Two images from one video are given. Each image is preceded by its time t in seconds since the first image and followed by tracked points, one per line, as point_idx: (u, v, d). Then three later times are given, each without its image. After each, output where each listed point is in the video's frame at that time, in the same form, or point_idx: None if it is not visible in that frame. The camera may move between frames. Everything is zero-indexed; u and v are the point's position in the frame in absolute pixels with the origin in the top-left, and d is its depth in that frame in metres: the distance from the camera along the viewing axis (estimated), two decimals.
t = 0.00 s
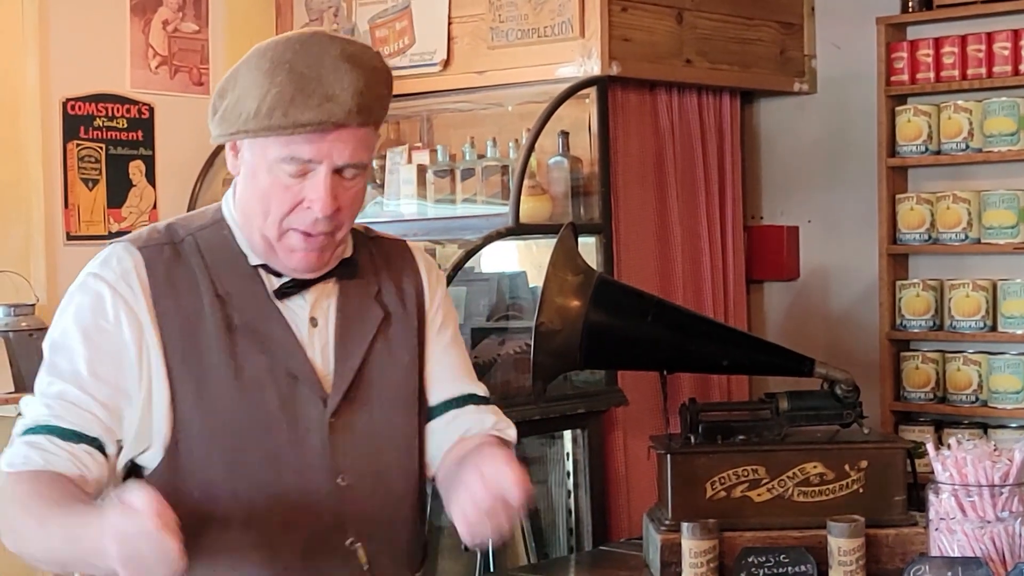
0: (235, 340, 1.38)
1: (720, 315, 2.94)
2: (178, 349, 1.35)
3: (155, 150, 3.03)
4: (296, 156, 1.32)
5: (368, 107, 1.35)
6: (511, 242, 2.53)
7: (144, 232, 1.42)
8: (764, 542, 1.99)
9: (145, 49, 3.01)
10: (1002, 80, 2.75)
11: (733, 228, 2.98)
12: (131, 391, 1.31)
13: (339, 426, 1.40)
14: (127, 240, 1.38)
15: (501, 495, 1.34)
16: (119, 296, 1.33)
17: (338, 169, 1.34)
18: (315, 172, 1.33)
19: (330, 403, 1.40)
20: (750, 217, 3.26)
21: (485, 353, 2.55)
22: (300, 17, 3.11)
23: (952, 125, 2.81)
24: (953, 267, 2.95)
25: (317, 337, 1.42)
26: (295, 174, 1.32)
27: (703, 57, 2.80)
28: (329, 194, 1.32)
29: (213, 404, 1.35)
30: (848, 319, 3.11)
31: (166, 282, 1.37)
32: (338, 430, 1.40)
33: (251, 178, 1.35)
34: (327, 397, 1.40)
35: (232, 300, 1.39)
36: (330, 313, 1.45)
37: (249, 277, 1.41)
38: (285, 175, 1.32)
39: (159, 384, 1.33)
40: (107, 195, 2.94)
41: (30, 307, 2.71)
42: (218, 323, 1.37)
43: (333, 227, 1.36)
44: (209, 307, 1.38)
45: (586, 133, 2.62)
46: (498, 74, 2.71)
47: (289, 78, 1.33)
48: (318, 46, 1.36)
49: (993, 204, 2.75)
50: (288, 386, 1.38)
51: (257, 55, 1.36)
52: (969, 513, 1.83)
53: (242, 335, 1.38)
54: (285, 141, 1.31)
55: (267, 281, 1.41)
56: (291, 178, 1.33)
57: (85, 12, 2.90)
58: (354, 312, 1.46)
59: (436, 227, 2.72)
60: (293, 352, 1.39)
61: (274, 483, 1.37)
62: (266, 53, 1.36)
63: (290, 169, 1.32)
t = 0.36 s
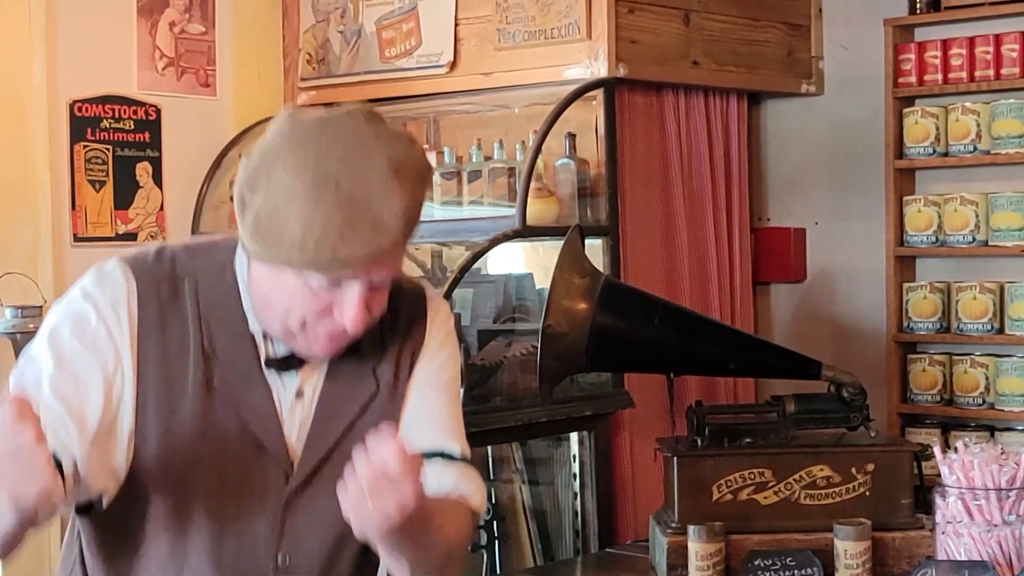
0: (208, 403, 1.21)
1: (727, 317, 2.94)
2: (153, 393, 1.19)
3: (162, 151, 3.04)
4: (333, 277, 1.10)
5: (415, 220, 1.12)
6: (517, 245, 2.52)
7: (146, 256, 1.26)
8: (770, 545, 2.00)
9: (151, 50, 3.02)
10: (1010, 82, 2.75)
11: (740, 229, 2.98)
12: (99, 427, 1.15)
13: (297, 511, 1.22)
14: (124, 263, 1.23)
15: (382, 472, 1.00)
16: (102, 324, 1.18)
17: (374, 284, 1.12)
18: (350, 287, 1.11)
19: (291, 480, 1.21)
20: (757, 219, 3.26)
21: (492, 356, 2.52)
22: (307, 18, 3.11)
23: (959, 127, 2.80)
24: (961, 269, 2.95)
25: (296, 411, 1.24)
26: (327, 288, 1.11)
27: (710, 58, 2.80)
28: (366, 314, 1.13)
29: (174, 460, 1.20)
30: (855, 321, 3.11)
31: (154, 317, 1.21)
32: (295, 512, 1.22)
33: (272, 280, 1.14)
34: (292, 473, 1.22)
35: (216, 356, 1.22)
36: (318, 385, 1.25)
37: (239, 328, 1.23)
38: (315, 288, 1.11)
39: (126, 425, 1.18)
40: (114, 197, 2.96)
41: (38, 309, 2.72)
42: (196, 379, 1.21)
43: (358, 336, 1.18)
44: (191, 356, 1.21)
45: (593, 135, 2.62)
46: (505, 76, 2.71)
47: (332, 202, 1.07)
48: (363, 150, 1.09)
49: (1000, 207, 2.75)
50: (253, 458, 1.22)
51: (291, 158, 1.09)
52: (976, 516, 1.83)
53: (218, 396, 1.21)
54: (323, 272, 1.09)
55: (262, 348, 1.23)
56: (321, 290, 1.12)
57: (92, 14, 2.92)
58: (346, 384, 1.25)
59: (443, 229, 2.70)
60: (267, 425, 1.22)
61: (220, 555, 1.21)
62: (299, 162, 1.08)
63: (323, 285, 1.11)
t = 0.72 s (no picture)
0: (216, 457, 1.21)
1: (735, 316, 2.93)
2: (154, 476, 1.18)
3: (169, 150, 3.05)
4: (281, 260, 1.12)
5: (362, 204, 1.17)
6: (523, 242, 2.52)
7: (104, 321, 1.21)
8: (778, 544, 1.99)
9: (159, 48, 3.03)
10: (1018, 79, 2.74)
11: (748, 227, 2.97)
12: (121, 515, 1.16)
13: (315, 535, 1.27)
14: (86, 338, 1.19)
15: None
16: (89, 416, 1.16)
17: (329, 274, 1.14)
18: (305, 276, 1.13)
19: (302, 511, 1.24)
20: (764, 217, 3.25)
21: (499, 354, 2.52)
22: (314, 17, 3.11)
23: (968, 125, 2.80)
24: (969, 267, 2.94)
25: (292, 441, 1.27)
26: (280, 279, 1.12)
27: (717, 56, 2.79)
28: (326, 300, 1.13)
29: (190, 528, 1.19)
30: (864, 320, 3.10)
31: (142, 399, 1.19)
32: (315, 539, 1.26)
33: (230, 291, 1.16)
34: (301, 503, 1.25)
35: (211, 409, 1.22)
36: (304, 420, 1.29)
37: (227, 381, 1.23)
38: (271, 282, 1.13)
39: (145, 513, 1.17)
40: (121, 194, 2.98)
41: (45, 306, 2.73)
42: (197, 441, 1.20)
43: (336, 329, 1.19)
44: (187, 418, 1.20)
45: (601, 133, 2.61)
46: (513, 74, 2.71)
47: (274, 189, 1.12)
48: (301, 140, 1.15)
49: (1009, 204, 2.74)
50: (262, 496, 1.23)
51: (228, 159, 1.14)
52: (984, 515, 1.82)
53: (222, 450, 1.21)
54: (271, 255, 1.11)
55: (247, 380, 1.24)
56: (275, 283, 1.12)
57: (99, 13, 2.93)
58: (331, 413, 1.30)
59: (450, 227, 2.69)
60: (270, 463, 1.23)
61: None
62: (234, 160, 1.14)
63: (276, 274, 1.12)
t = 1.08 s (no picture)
0: (203, 336, 1.29)
1: (740, 318, 2.93)
2: (153, 358, 1.27)
3: (174, 151, 3.05)
4: (191, 103, 1.30)
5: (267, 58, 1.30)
6: (529, 243, 2.53)
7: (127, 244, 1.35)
8: (783, 545, 2.00)
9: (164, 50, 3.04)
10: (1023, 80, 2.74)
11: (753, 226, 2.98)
12: (107, 395, 1.24)
13: (310, 422, 1.30)
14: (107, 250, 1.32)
15: None
16: (93, 301, 1.26)
17: (224, 116, 1.28)
18: (205, 115, 1.28)
19: (301, 395, 1.29)
20: (769, 217, 3.26)
21: (505, 355, 2.53)
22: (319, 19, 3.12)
23: (973, 126, 2.79)
24: (975, 269, 2.94)
25: (292, 331, 1.33)
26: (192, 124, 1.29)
27: (722, 58, 2.79)
28: (211, 134, 1.27)
29: (177, 404, 1.26)
30: (869, 321, 3.10)
31: (142, 294, 1.29)
32: (309, 422, 1.30)
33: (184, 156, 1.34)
34: (299, 389, 1.30)
35: (205, 296, 1.31)
36: (308, 306, 1.36)
37: (227, 274, 1.33)
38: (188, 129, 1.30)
39: (130, 392, 1.26)
40: (127, 196, 2.98)
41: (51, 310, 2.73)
42: (186, 321, 1.29)
43: (231, 185, 1.28)
44: (181, 304, 1.30)
45: (606, 135, 2.63)
46: (519, 75, 2.71)
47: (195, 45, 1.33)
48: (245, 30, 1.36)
49: (1014, 205, 2.74)
50: (259, 379, 1.29)
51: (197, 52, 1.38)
52: (990, 516, 1.82)
53: (211, 330, 1.29)
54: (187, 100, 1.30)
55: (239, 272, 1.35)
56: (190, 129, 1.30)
57: (104, 15, 2.93)
58: (335, 312, 1.37)
59: (454, 229, 2.70)
60: (265, 347, 1.30)
61: (248, 485, 1.27)
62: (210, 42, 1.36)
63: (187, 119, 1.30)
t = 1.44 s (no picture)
0: (249, 311, 1.43)
1: (744, 318, 2.93)
2: (206, 323, 1.43)
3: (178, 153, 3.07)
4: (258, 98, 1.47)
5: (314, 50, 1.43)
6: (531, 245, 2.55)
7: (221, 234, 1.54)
8: (787, 545, 2.00)
9: (167, 52, 3.05)
10: None
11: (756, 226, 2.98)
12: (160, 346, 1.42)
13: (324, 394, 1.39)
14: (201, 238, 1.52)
15: None
16: (169, 271, 1.45)
17: (279, 109, 1.43)
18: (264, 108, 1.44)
19: (323, 366, 1.39)
20: (773, 218, 3.26)
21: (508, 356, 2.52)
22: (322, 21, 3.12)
23: (975, 126, 2.80)
24: (978, 269, 2.94)
25: (328, 312, 1.44)
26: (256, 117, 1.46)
27: (725, 59, 2.79)
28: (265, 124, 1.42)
29: (220, 366, 1.42)
30: (873, 321, 3.10)
31: (212, 272, 1.46)
32: (326, 396, 1.39)
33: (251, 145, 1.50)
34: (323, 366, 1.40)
35: (261, 277, 1.45)
36: (348, 289, 1.46)
37: (282, 255, 1.47)
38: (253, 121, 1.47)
39: (184, 351, 1.43)
40: (131, 198, 2.99)
41: (55, 311, 2.73)
42: (239, 292, 1.44)
43: (282, 170, 1.42)
44: (239, 281, 1.45)
45: (609, 136, 2.63)
46: (522, 76, 2.72)
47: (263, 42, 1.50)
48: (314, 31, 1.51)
49: (1016, 206, 2.74)
50: (290, 356, 1.41)
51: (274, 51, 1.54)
52: (993, 516, 1.83)
53: (260, 306, 1.43)
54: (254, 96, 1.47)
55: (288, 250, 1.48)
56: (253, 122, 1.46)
57: (107, 17, 2.95)
58: (375, 297, 1.45)
59: (457, 228, 2.71)
60: (301, 324, 1.42)
61: (257, 443, 1.40)
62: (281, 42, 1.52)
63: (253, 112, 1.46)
